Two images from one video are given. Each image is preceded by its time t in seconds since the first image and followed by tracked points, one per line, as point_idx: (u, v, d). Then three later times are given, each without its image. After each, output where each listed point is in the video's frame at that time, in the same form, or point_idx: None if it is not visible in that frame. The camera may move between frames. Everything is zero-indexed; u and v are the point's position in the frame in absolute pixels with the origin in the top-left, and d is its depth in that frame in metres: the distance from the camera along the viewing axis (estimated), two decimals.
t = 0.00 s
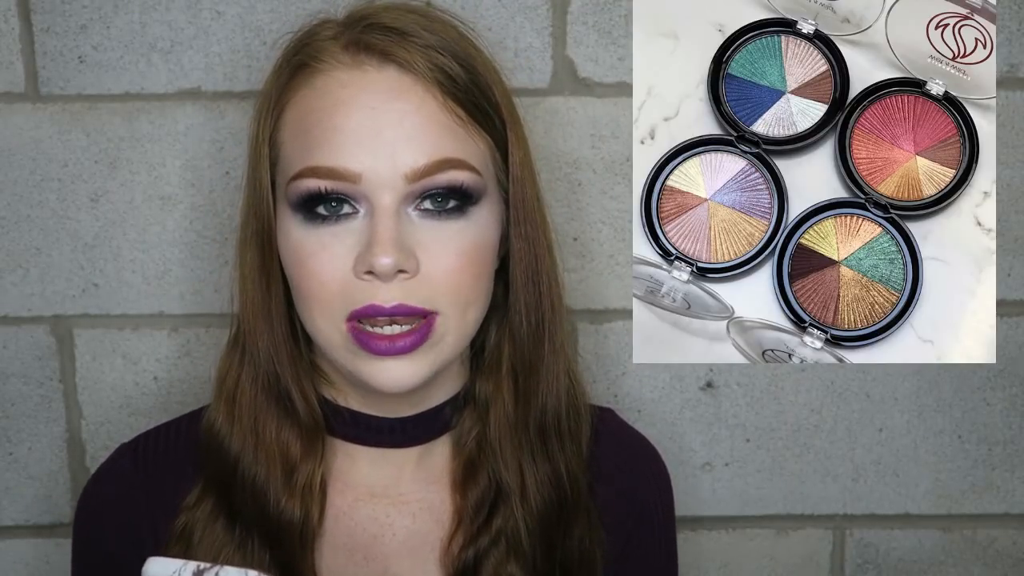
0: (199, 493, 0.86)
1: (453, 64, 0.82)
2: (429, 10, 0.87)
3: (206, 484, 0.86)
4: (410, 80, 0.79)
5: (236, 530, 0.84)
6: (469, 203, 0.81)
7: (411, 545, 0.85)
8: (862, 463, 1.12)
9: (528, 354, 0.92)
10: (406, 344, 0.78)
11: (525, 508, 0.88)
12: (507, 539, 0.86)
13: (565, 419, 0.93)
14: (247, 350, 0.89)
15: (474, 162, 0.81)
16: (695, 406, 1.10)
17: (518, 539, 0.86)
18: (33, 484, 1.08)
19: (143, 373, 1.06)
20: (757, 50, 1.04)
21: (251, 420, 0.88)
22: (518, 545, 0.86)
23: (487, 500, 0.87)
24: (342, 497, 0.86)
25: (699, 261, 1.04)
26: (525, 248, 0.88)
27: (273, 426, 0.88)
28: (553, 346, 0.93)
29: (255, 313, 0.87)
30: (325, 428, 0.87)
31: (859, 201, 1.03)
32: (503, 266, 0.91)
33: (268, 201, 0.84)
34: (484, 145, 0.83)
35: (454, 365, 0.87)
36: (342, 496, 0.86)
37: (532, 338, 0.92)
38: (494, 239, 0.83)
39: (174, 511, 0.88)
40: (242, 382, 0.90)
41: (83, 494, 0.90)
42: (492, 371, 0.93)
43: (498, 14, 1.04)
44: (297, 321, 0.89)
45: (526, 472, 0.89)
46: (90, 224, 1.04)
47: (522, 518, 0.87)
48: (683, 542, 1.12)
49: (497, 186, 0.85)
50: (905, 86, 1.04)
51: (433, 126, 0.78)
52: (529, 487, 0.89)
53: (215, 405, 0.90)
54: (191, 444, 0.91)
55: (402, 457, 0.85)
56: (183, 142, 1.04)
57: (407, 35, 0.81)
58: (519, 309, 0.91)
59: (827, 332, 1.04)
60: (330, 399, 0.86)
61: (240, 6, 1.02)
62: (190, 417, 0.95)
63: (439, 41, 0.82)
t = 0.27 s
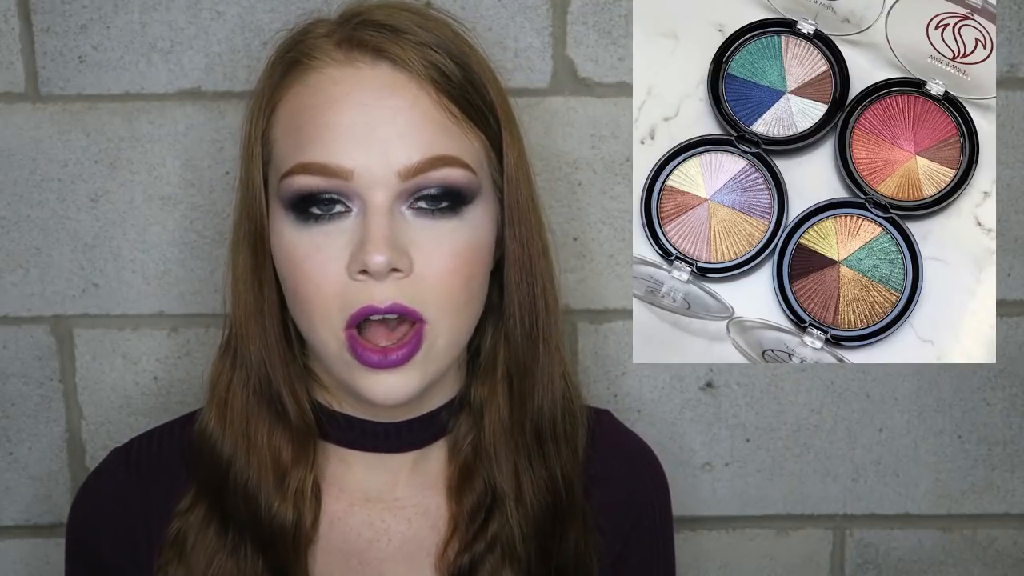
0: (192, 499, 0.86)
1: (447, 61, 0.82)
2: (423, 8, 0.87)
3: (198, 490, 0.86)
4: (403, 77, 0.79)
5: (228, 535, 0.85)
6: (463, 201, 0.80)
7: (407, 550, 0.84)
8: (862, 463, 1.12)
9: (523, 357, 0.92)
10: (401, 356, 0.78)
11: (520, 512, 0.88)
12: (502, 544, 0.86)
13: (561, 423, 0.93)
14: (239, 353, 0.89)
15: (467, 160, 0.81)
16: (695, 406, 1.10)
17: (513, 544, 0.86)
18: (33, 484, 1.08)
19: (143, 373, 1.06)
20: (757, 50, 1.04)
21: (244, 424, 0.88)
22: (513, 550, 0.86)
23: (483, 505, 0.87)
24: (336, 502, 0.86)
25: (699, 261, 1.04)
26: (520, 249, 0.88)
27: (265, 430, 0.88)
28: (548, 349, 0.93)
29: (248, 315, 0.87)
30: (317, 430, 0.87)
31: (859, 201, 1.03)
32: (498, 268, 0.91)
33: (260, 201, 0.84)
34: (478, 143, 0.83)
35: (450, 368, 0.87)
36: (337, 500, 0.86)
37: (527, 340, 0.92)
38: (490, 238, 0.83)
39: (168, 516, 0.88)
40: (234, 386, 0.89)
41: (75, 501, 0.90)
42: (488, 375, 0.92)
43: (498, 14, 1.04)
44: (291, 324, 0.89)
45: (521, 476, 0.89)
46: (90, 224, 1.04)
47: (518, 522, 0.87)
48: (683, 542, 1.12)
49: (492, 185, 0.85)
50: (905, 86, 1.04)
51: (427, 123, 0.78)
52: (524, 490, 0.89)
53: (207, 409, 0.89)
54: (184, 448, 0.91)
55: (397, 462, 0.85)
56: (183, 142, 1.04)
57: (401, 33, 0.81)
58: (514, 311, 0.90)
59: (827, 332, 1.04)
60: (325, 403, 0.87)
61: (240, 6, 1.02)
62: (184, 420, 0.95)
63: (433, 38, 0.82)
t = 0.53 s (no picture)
0: (189, 501, 0.86)
1: (448, 63, 0.82)
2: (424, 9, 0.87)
3: (195, 492, 0.86)
4: (403, 77, 0.79)
5: (225, 538, 0.84)
6: (463, 202, 0.80)
7: (406, 552, 0.85)
8: (862, 462, 1.12)
9: (522, 359, 0.92)
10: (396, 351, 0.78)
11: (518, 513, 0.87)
12: (500, 546, 0.86)
13: (560, 425, 0.92)
14: (235, 354, 0.89)
15: (467, 161, 0.81)
16: (695, 406, 1.10)
17: (511, 545, 0.86)
18: (33, 484, 1.08)
19: (143, 373, 1.06)
20: (757, 50, 1.04)
21: (240, 425, 0.88)
22: (511, 552, 0.86)
23: (481, 507, 0.87)
24: (335, 504, 0.87)
25: (699, 261, 1.04)
26: (519, 250, 0.88)
27: (262, 432, 0.88)
28: (547, 350, 0.93)
29: (245, 315, 0.87)
30: (313, 431, 0.87)
31: (859, 201, 1.03)
32: (497, 269, 0.91)
33: (258, 200, 0.84)
34: (478, 144, 0.83)
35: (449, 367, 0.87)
36: (335, 502, 0.87)
37: (526, 342, 0.91)
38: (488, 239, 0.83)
39: (165, 518, 0.88)
40: (230, 387, 0.89)
41: (72, 504, 0.89)
42: (486, 376, 0.92)
43: (498, 14, 1.04)
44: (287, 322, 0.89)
45: (520, 478, 0.89)
46: (90, 224, 1.04)
47: (516, 524, 0.87)
48: (683, 542, 1.12)
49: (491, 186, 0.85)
50: (905, 86, 1.04)
51: (427, 124, 0.78)
52: (523, 492, 0.88)
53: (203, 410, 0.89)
54: (182, 451, 0.91)
55: (395, 464, 0.85)
56: (183, 142, 1.04)
57: (402, 33, 0.81)
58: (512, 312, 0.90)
59: (827, 332, 1.05)
60: (322, 403, 0.86)
61: (240, 6, 1.02)
62: (181, 422, 0.94)
63: (434, 39, 0.82)
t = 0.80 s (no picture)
0: (189, 496, 0.86)
1: (445, 64, 0.82)
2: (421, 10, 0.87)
3: (196, 486, 0.87)
4: (401, 78, 0.79)
5: (224, 530, 0.85)
6: (460, 201, 0.81)
7: (404, 546, 0.84)
8: (862, 463, 1.12)
9: (519, 355, 0.92)
10: (389, 332, 0.77)
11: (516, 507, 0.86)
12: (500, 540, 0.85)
13: (555, 422, 0.93)
14: (234, 351, 0.89)
15: (465, 160, 0.81)
16: (695, 406, 1.10)
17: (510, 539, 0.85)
18: (33, 484, 1.08)
19: (143, 373, 1.06)
20: (757, 50, 1.04)
21: (239, 420, 0.89)
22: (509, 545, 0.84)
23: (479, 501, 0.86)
24: (333, 499, 0.86)
25: (699, 261, 1.04)
26: (518, 248, 0.88)
27: (260, 427, 0.88)
28: (544, 348, 0.93)
29: (243, 313, 0.88)
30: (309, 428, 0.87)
31: (859, 201, 1.03)
32: (493, 266, 0.91)
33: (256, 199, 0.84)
34: (475, 145, 0.83)
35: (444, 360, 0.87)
36: (333, 498, 0.86)
37: (523, 338, 0.92)
38: (484, 239, 0.83)
39: (164, 518, 0.88)
40: (230, 384, 0.90)
41: (74, 501, 0.89)
42: (483, 373, 0.92)
43: (498, 14, 1.04)
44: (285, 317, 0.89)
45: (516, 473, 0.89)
46: (90, 224, 1.04)
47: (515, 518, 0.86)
48: (683, 542, 1.12)
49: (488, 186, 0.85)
50: (905, 86, 1.04)
51: (424, 125, 0.78)
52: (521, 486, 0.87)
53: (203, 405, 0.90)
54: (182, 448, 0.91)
55: (392, 458, 0.85)
56: (183, 142, 1.04)
57: (399, 34, 0.81)
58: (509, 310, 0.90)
59: (827, 332, 1.05)
60: (319, 399, 0.86)
61: (240, 6, 1.02)
62: (180, 421, 0.94)
63: (431, 40, 0.82)
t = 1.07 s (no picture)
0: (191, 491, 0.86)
1: (439, 64, 0.82)
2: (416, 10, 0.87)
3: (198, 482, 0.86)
4: (397, 78, 0.79)
5: (227, 524, 0.85)
6: (457, 198, 0.81)
7: (407, 539, 0.85)
8: (862, 462, 1.12)
9: (517, 350, 0.92)
10: (388, 329, 0.78)
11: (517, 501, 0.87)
12: (503, 531, 0.86)
13: (554, 415, 0.92)
14: (234, 348, 0.89)
15: (461, 157, 0.81)
16: (695, 406, 1.10)
17: (512, 532, 0.86)
18: (33, 484, 1.08)
19: (143, 373, 1.07)
20: (757, 50, 1.04)
21: (240, 416, 0.88)
22: (512, 538, 0.85)
23: (480, 494, 0.87)
24: (336, 492, 0.86)
25: (699, 261, 1.04)
26: (515, 243, 0.88)
27: (260, 422, 0.88)
28: (542, 343, 0.93)
29: (243, 311, 0.87)
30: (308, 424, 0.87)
31: (859, 201, 1.03)
32: (490, 263, 0.91)
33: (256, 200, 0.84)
34: (470, 143, 0.83)
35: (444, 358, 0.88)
36: (336, 491, 0.86)
37: (522, 333, 0.92)
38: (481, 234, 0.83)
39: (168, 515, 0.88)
40: (229, 380, 0.89)
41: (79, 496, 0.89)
42: (481, 368, 0.92)
43: (498, 14, 1.04)
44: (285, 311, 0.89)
45: (519, 466, 0.88)
46: (90, 224, 1.04)
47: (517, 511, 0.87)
48: (683, 542, 1.12)
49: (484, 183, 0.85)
50: (906, 86, 1.04)
51: (420, 124, 0.78)
52: (521, 480, 0.88)
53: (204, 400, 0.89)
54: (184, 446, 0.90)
55: (394, 453, 0.86)
56: (183, 142, 1.04)
57: (394, 34, 0.81)
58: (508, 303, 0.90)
59: (827, 333, 1.05)
60: (319, 395, 0.87)
61: (240, 6, 1.02)
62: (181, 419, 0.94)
63: (425, 40, 0.82)
